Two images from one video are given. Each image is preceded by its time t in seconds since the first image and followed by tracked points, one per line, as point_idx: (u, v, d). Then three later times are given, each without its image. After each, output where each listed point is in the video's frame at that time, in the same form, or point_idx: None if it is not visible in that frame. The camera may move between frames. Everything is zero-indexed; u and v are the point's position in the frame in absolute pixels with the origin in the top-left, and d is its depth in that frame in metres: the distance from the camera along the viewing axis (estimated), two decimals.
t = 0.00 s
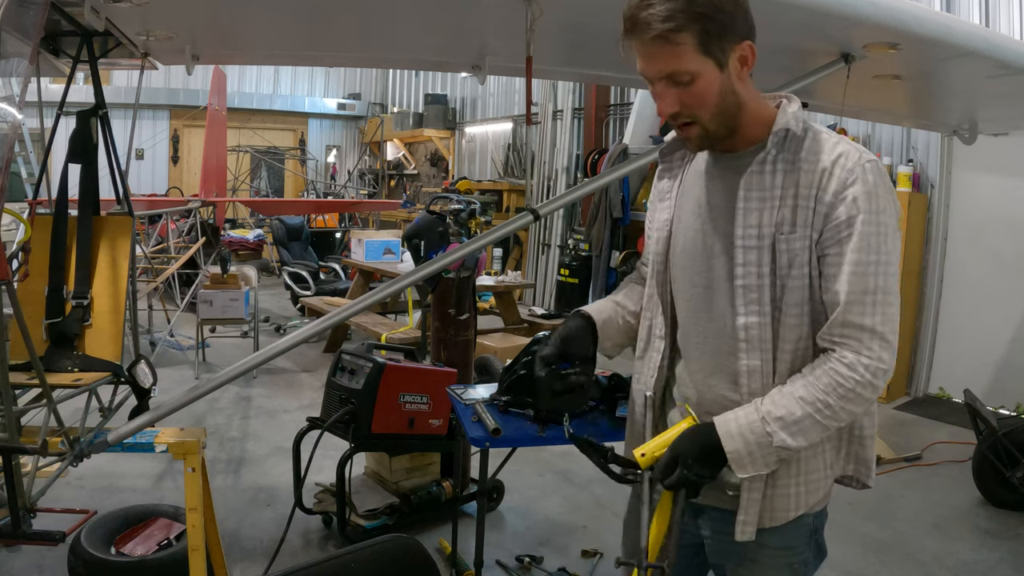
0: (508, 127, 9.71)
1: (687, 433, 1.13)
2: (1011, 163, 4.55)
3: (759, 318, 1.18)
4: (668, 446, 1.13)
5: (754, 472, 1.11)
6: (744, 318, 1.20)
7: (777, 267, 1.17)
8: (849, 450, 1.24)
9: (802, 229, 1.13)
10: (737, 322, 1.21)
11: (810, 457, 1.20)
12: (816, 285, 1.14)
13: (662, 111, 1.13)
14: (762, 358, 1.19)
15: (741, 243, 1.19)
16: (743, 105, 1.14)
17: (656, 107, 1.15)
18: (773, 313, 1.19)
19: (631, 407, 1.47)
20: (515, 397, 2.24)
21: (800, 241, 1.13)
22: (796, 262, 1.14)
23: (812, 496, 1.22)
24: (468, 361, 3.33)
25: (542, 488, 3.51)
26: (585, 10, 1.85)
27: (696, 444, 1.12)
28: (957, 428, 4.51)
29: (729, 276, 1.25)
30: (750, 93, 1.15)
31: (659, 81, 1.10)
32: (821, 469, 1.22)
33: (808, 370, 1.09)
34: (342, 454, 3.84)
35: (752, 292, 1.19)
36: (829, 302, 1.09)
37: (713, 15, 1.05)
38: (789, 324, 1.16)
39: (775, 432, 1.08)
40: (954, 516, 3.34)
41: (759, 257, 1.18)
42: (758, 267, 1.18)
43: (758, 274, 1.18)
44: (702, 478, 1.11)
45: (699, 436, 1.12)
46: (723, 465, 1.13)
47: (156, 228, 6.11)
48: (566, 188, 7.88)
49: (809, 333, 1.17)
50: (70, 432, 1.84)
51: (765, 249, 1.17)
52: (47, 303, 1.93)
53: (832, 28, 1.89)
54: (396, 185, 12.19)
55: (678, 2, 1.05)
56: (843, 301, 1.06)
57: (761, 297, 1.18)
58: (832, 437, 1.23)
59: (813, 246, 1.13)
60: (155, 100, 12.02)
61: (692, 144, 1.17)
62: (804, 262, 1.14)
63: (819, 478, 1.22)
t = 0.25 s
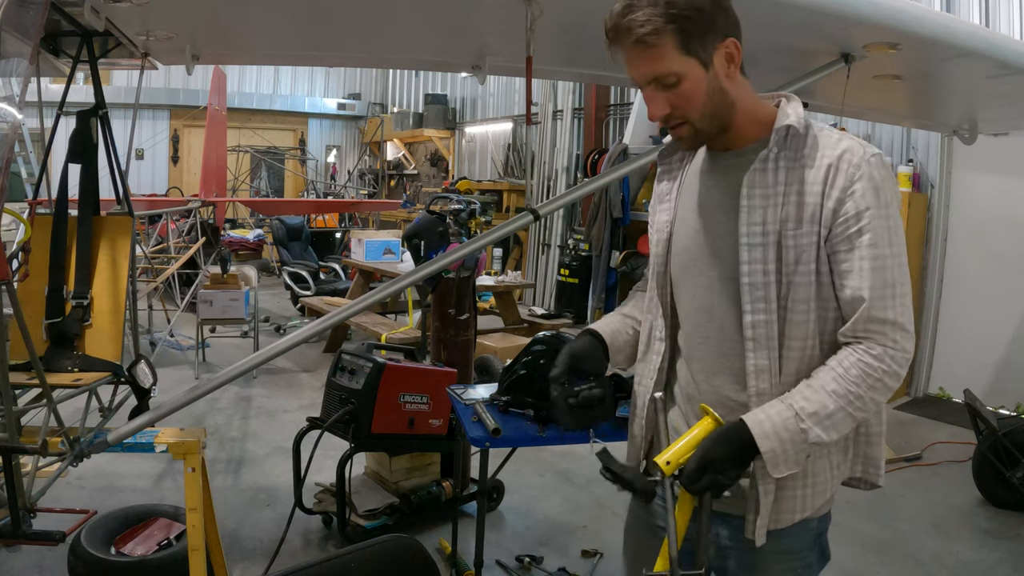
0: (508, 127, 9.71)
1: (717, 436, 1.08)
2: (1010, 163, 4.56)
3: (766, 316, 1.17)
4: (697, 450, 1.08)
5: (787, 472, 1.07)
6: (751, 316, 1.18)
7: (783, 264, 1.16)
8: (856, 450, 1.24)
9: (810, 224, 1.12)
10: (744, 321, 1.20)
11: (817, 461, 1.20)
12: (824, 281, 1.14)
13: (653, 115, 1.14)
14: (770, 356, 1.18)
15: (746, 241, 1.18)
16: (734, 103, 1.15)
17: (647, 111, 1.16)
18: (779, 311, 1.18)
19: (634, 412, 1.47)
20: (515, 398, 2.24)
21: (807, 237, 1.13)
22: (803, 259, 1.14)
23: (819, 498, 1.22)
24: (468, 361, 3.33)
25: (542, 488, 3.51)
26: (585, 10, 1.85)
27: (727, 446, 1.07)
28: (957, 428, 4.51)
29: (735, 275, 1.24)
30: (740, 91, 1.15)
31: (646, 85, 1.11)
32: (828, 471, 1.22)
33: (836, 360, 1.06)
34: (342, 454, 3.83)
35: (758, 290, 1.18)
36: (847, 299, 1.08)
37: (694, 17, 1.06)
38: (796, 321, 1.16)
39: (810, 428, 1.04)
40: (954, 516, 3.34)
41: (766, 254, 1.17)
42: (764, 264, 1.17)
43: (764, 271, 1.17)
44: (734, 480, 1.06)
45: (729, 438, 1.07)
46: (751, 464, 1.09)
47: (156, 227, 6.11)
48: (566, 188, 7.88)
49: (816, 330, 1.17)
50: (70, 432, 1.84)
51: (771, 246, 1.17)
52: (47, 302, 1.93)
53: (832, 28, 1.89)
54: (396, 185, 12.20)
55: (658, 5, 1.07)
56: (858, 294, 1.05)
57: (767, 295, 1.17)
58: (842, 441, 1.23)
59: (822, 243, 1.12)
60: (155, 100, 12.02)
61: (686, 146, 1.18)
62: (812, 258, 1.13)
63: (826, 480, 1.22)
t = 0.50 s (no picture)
0: (508, 127, 9.71)
1: (753, 438, 1.05)
2: (1010, 163, 4.56)
3: (784, 316, 1.17)
4: (732, 452, 1.04)
5: (821, 471, 1.06)
6: (769, 316, 1.18)
7: (801, 263, 1.16)
8: (861, 458, 1.22)
9: (828, 225, 1.12)
10: (762, 321, 1.19)
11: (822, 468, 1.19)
12: (840, 283, 1.14)
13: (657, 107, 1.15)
14: (789, 357, 1.17)
15: (763, 241, 1.18)
16: (740, 98, 1.14)
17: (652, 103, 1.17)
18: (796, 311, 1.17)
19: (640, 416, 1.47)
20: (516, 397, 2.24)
21: (825, 238, 1.13)
22: (820, 259, 1.13)
23: (824, 504, 1.21)
24: (468, 361, 3.33)
25: (542, 488, 3.51)
26: (585, 10, 1.85)
27: (763, 448, 1.04)
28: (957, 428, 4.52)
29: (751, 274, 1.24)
30: (748, 87, 1.15)
31: (649, 77, 1.12)
32: (833, 479, 1.20)
33: (866, 358, 1.06)
34: (342, 454, 3.84)
35: (776, 290, 1.17)
36: (874, 301, 1.07)
37: (696, 10, 1.07)
38: (811, 322, 1.16)
39: (845, 427, 1.04)
40: (954, 516, 3.34)
41: (784, 254, 1.17)
42: (782, 263, 1.17)
43: (781, 271, 1.17)
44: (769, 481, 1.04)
45: (765, 438, 1.05)
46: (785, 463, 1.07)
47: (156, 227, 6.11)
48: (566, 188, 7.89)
49: (831, 332, 1.17)
50: (70, 432, 1.84)
51: (789, 245, 1.16)
52: (47, 302, 1.93)
53: (832, 28, 1.89)
54: (396, 185, 12.20)
55: None
56: (884, 295, 1.05)
57: (784, 295, 1.17)
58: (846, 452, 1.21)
59: (842, 245, 1.11)
60: (155, 100, 12.02)
61: (690, 139, 1.18)
62: (830, 260, 1.13)
63: (829, 487, 1.21)
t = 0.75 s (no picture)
0: (508, 127, 9.71)
1: (774, 445, 1.06)
2: (1010, 163, 4.55)
3: (801, 319, 1.18)
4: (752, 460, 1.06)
5: (841, 480, 1.07)
6: (787, 320, 1.19)
7: (816, 265, 1.16)
8: (871, 469, 1.24)
9: (844, 228, 1.13)
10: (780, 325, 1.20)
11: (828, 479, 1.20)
12: (857, 287, 1.14)
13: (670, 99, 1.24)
14: (808, 361, 1.18)
15: (779, 243, 1.20)
16: (746, 100, 1.17)
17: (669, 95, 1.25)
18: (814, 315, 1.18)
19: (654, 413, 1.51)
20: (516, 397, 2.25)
21: (840, 242, 1.13)
22: (835, 262, 1.14)
23: (830, 515, 1.21)
24: (468, 361, 3.33)
25: (542, 488, 3.51)
26: (585, 10, 1.85)
27: (784, 457, 1.05)
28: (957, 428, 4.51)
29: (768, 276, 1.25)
30: (759, 90, 1.17)
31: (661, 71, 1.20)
32: (841, 490, 1.21)
33: (890, 365, 1.06)
34: (342, 454, 3.84)
35: (793, 293, 1.19)
36: (898, 308, 1.07)
37: (707, 14, 1.13)
38: (823, 327, 1.17)
39: (868, 435, 1.05)
40: (954, 516, 3.34)
41: (799, 256, 1.18)
42: (798, 266, 1.18)
43: (798, 273, 1.18)
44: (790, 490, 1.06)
45: (786, 447, 1.06)
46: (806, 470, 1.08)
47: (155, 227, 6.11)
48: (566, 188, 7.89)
49: (853, 338, 1.17)
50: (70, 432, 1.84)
51: (803, 247, 1.18)
52: (47, 302, 1.93)
53: (832, 28, 1.89)
54: (396, 185, 12.20)
55: None
56: (905, 301, 1.05)
57: (800, 297, 1.18)
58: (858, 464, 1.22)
59: (859, 248, 1.12)
60: (155, 100, 12.01)
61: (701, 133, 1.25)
62: (845, 263, 1.14)
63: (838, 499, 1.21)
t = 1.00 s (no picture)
0: (508, 127, 9.71)
1: (776, 451, 1.10)
2: (1009, 163, 4.55)
3: (805, 323, 1.19)
4: (756, 466, 1.11)
5: (851, 486, 1.08)
6: (792, 323, 1.20)
7: (819, 267, 1.17)
8: (890, 479, 1.24)
9: (843, 230, 1.14)
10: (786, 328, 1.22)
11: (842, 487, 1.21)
12: (864, 289, 1.14)
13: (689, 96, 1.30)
14: (815, 365, 1.19)
15: (784, 247, 1.22)
16: (754, 103, 1.21)
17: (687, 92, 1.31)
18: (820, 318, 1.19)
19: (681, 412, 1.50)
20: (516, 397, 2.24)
21: (841, 244, 1.14)
22: (837, 264, 1.15)
23: (840, 522, 1.23)
24: (468, 361, 3.33)
25: (542, 488, 3.51)
26: (585, 10, 1.85)
27: (787, 463, 1.09)
28: (957, 428, 4.51)
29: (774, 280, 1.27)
30: (768, 93, 1.20)
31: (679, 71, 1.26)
32: (851, 497, 1.22)
33: (903, 370, 1.05)
34: (342, 454, 3.84)
35: (797, 297, 1.20)
36: (909, 312, 1.05)
37: (717, 18, 1.16)
38: (825, 331, 1.17)
39: (876, 441, 1.05)
40: (954, 516, 3.34)
41: (802, 259, 1.20)
42: (801, 269, 1.20)
43: (802, 276, 1.20)
44: (796, 494, 1.10)
45: (790, 453, 1.09)
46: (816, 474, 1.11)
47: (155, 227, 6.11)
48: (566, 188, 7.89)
49: (868, 341, 1.17)
50: (70, 432, 1.84)
51: (805, 250, 1.19)
52: (47, 302, 1.93)
53: (833, 28, 1.89)
54: (396, 185, 12.20)
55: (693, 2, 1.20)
56: (912, 303, 1.04)
57: (804, 300, 1.20)
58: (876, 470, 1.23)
59: (862, 250, 1.12)
60: (155, 100, 12.01)
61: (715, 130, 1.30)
62: (848, 264, 1.14)
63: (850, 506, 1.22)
